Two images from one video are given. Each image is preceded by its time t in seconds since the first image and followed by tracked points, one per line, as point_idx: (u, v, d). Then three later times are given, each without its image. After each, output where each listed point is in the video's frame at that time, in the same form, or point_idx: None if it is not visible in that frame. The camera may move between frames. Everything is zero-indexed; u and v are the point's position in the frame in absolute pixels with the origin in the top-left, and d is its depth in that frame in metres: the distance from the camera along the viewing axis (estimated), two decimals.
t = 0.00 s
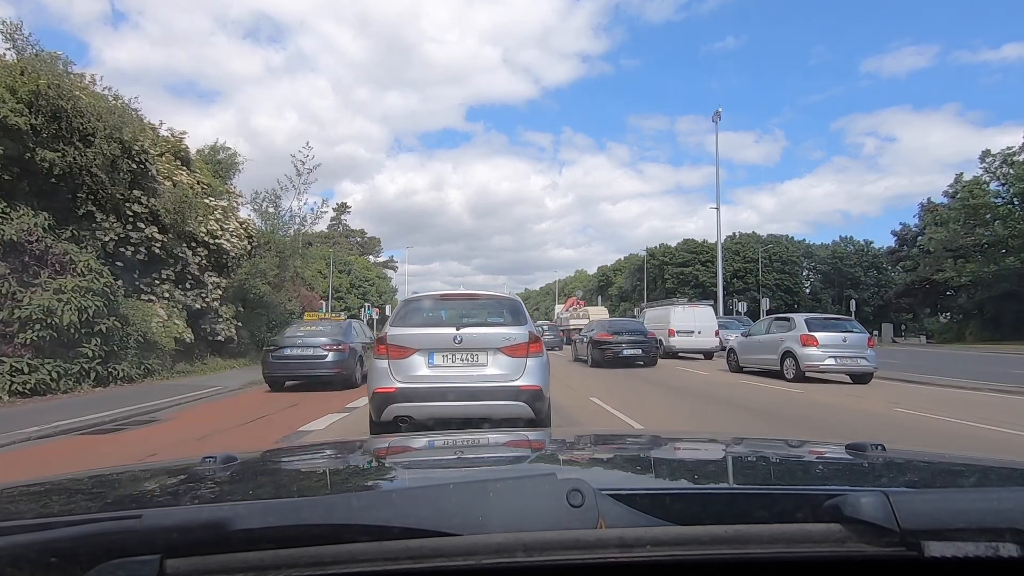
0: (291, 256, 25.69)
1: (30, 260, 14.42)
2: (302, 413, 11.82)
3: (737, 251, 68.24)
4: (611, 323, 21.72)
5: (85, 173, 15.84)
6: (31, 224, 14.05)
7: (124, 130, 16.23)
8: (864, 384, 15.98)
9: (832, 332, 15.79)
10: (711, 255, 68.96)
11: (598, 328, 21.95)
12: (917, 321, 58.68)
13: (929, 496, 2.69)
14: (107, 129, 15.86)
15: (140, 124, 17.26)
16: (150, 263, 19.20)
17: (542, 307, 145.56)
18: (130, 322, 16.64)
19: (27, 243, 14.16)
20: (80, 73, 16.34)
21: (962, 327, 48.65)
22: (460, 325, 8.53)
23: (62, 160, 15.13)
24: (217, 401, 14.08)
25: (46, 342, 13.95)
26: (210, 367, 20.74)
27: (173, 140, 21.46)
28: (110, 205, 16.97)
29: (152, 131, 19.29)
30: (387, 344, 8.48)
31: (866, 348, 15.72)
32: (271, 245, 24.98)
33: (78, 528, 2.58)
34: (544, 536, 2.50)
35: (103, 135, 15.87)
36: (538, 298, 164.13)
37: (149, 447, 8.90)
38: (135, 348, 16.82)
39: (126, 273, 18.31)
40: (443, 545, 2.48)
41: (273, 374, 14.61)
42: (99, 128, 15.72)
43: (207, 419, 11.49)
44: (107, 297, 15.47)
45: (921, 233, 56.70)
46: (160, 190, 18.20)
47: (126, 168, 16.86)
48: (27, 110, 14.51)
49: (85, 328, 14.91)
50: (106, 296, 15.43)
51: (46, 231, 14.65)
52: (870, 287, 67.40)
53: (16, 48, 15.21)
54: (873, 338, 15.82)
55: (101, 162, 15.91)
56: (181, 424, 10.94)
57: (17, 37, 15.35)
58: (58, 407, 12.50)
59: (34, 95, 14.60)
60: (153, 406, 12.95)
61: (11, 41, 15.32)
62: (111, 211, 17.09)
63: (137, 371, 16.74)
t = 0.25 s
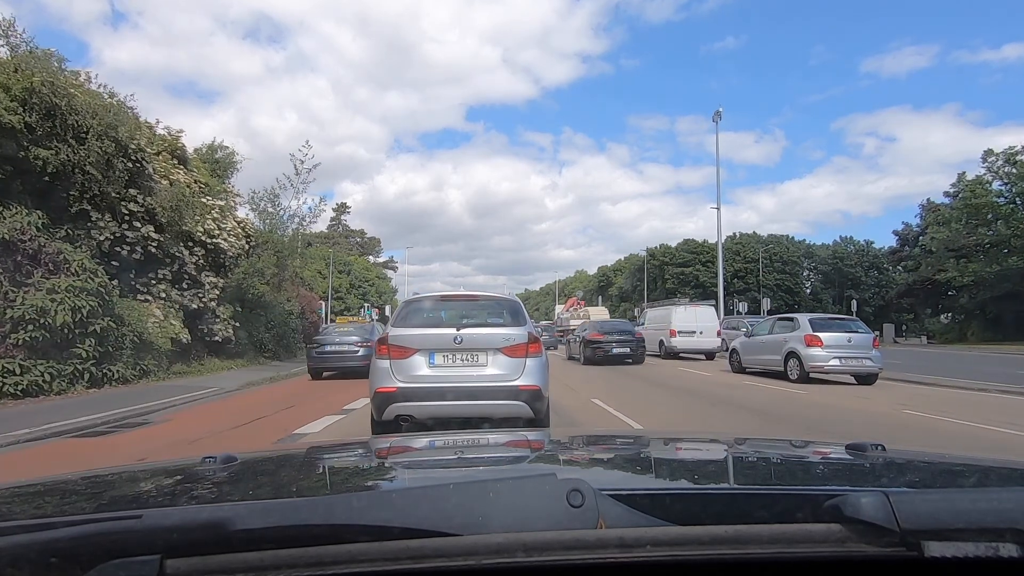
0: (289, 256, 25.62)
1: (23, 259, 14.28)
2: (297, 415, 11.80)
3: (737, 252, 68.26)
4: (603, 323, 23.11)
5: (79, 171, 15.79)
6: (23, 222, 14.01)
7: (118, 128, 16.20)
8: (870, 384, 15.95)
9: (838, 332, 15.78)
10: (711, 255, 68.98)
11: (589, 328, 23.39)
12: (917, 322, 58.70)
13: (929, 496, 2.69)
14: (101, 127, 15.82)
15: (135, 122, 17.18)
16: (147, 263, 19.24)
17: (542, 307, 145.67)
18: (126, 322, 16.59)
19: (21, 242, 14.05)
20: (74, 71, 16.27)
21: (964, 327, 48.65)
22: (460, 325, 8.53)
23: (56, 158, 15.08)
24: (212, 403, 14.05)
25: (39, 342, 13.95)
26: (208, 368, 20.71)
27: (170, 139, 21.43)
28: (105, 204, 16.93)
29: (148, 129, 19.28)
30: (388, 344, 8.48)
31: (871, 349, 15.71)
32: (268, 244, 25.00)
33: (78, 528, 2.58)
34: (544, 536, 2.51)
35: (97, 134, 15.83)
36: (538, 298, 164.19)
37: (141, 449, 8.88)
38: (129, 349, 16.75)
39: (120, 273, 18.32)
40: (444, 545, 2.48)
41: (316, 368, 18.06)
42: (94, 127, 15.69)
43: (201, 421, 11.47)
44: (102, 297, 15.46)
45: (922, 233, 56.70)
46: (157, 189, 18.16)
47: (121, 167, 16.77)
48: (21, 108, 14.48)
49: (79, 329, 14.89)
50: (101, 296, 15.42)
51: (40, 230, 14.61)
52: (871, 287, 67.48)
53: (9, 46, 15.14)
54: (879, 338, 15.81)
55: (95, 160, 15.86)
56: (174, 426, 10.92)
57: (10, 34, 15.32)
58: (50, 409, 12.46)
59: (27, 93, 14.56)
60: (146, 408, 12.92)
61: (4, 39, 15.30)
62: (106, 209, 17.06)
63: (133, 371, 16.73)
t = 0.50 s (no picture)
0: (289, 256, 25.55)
1: (16, 258, 14.36)
2: (293, 417, 11.76)
3: (738, 252, 68.23)
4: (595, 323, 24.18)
5: (72, 170, 15.79)
6: (16, 221, 13.94)
7: (113, 126, 16.16)
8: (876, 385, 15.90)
9: (844, 332, 15.75)
10: (712, 255, 68.95)
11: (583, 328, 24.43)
12: (918, 322, 58.68)
13: (928, 496, 2.69)
14: (96, 126, 15.81)
15: (130, 120, 17.16)
16: (142, 263, 19.26)
17: (542, 308, 145.66)
18: (120, 323, 16.56)
19: (14, 241, 14.06)
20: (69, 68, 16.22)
21: (966, 327, 48.58)
22: (460, 326, 8.53)
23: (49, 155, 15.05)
24: (207, 405, 14.00)
25: (30, 343, 13.89)
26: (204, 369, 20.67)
27: (167, 137, 21.12)
28: (100, 203, 16.91)
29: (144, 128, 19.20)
30: (390, 344, 8.49)
31: (877, 349, 15.69)
32: (268, 243, 24.81)
33: (78, 528, 2.58)
34: (543, 536, 2.51)
35: (91, 132, 15.82)
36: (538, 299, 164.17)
37: (133, 452, 8.84)
38: (124, 350, 16.75)
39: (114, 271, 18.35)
40: (444, 544, 2.48)
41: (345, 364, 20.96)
42: (88, 125, 15.68)
43: (197, 423, 11.44)
44: (95, 298, 15.42)
45: (924, 233, 56.62)
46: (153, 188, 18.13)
47: (116, 166, 16.73)
48: (14, 105, 14.41)
49: (72, 330, 14.89)
50: (94, 297, 15.37)
51: (32, 229, 14.58)
52: (872, 287, 67.43)
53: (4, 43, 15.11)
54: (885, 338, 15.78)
55: (89, 158, 15.83)
56: (168, 429, 10.87)
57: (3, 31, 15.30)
58: (42, 411, 12.41)
59: (20, 90, 14.48)
60: (140, 410, 12.86)
61: None
62: (101, 208, 17.04)
63: (127, 373, 16.74)
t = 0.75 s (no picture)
0: (285, 255, 25.62)
1: (6, 257, 14.25)
2: (288, 419, 11.71)
3: (739, 252, 68.21)
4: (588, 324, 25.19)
5: (64, 168, 15.78)
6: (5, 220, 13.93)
7: (106, 125, 16.18)
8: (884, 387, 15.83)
9: (852, 333, 15.70)
10: (712, 256, 68.92)
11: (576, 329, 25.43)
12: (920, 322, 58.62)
13: (928, 496, 2.70)
14: (89, 123, 15.82)
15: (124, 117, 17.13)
16: (137, 262, 19.16)
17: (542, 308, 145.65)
18: (112, 324, 16.46)
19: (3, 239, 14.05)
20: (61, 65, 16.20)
21: (969, 328, 48.48)
22: (461, 328, 8.53)
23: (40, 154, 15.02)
24: (201, 408, 13.94)
25: (18, 344, 13.85)
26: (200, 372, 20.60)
27: (163, 135, 21.00)
28: (92, 202, 16.90)
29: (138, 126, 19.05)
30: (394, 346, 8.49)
31: (885, 350, 15.61)
32: (264, 242, 24.76)
33: (78, 528, 2.58)
34: (543, 536, 2.50)
35: (84, 130, 15.82)
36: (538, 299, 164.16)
37: (124, 454, 8.79)
38: (116, 351, 16.73)
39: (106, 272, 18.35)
40: (444, 545, 2.47)
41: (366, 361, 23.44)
42: (81, 122, 15.69)
43: (190, 425, 11.40)
44: (86, 299, 15.34)
45: (927, 233, 56.53)
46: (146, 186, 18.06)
47: (110, 164, 16.68)
48: (5, 102, 14.40)
49: (61, 332, 14.87)
50: (85, 297, 15.30)
51: (22, 228, 14.59)
52: (874, 287, 67.38)
53: None
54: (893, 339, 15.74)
55: (82, 156, 15.83)
56: (161, 431, 10.84)
57: None
58: (32, 414, 12.34)
59: (11, 86, 14.48)
60: (132, 413, 12.80)
61: None
62: (94, 207, 17.02)
63: (119, 375, 16.71)
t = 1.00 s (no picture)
0: (279, 253, 25.68)
1: None
2: (282, 421, 11.67)
3: (740, 252, 68.18)
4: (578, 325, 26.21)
5: (54, 164, 15.59)
6: None
7: (95, 120, 16.10)
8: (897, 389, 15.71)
9: (861, 335, 15.62)
10: (713, 256, 68.89)
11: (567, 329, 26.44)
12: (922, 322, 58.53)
13: (929, 496, 2.69)
14: (78, 119, 15.71)
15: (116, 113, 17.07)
16: (128, 263, 19.09)
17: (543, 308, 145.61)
18: (101, 324, 16.37)
19: None
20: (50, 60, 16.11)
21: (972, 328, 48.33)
22: (462, 329, 8.54)
23: (28, 149, 14.89)
24: (190, 411, 13.84)
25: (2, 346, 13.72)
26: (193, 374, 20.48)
27: (157, 133, 21.15)
28: (83, 201, 16.83)
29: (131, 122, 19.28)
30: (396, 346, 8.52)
31: (897, 351, 15.48)
32: (260, 243, 24.78)
33: (78, 527, 2.58)
34: (543, 535, 2.50)
35: (73, 125, 15.69)
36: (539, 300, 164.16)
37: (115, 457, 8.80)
38: (106, 352, 16.56)
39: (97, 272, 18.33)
40: (445, 545, 2.48)
41: (377, 363, 24.88)
42: (70, 118, 15.56)
43: (182, 429, 11.34)
44: (74, 299, 15.21)
45: (930, 232, 56.40)
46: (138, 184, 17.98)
47: (99, 161, 16.65)
48: None
49: (49, 332, 14.71)
50: (72, 298, 15.16)
51: (9, 226, 14.50)
52: (875, 287, 67.31)
53: None
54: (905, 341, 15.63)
55: (71, 152, 15.65)
56: (150, 435, 10.76)
57: None
58: (15, 419, 12.21)
59: None
60: (119, 417, 12.69)
61: None
62: (84, 206, 16.97)
63: (107, 377, 16.51)
